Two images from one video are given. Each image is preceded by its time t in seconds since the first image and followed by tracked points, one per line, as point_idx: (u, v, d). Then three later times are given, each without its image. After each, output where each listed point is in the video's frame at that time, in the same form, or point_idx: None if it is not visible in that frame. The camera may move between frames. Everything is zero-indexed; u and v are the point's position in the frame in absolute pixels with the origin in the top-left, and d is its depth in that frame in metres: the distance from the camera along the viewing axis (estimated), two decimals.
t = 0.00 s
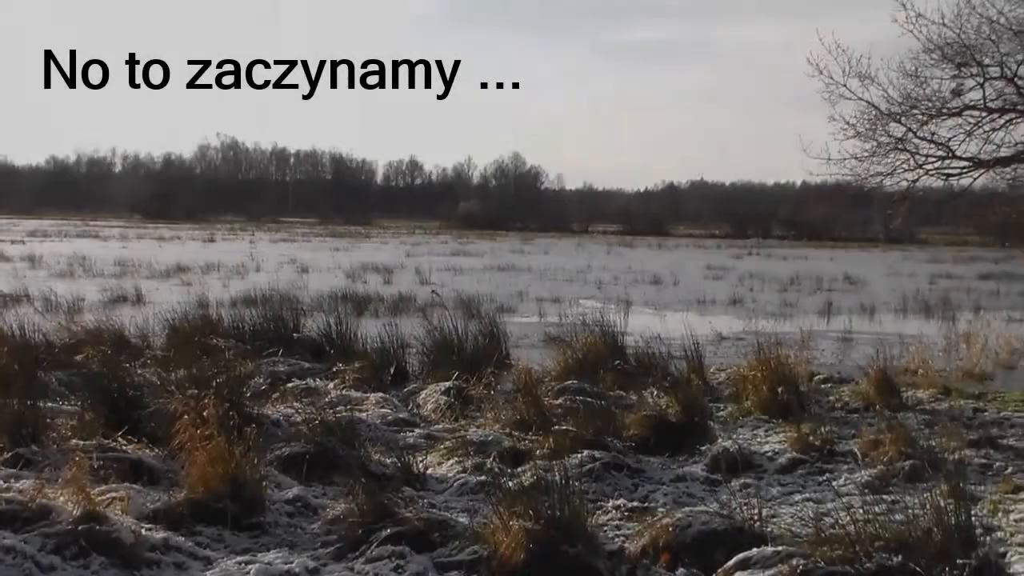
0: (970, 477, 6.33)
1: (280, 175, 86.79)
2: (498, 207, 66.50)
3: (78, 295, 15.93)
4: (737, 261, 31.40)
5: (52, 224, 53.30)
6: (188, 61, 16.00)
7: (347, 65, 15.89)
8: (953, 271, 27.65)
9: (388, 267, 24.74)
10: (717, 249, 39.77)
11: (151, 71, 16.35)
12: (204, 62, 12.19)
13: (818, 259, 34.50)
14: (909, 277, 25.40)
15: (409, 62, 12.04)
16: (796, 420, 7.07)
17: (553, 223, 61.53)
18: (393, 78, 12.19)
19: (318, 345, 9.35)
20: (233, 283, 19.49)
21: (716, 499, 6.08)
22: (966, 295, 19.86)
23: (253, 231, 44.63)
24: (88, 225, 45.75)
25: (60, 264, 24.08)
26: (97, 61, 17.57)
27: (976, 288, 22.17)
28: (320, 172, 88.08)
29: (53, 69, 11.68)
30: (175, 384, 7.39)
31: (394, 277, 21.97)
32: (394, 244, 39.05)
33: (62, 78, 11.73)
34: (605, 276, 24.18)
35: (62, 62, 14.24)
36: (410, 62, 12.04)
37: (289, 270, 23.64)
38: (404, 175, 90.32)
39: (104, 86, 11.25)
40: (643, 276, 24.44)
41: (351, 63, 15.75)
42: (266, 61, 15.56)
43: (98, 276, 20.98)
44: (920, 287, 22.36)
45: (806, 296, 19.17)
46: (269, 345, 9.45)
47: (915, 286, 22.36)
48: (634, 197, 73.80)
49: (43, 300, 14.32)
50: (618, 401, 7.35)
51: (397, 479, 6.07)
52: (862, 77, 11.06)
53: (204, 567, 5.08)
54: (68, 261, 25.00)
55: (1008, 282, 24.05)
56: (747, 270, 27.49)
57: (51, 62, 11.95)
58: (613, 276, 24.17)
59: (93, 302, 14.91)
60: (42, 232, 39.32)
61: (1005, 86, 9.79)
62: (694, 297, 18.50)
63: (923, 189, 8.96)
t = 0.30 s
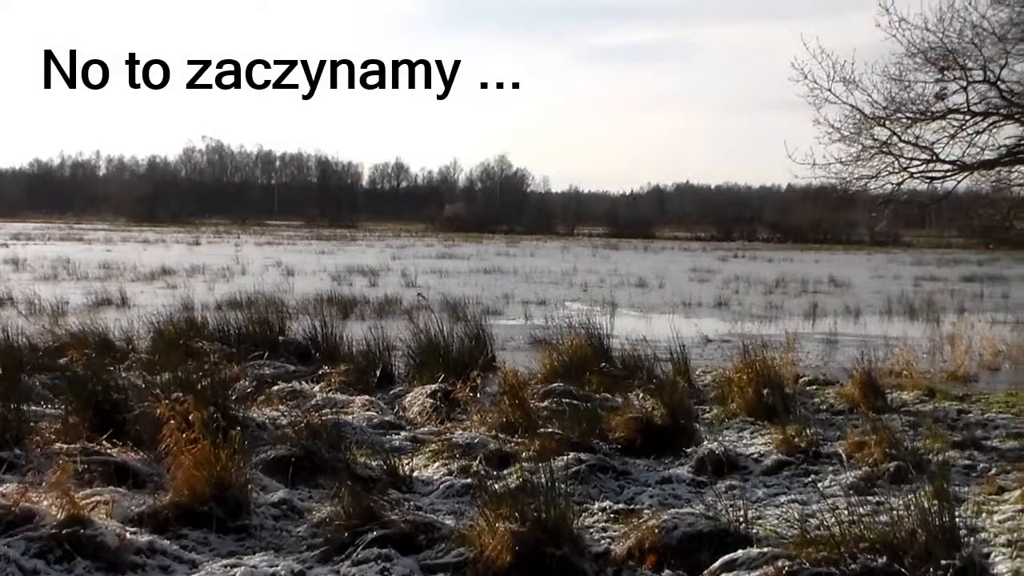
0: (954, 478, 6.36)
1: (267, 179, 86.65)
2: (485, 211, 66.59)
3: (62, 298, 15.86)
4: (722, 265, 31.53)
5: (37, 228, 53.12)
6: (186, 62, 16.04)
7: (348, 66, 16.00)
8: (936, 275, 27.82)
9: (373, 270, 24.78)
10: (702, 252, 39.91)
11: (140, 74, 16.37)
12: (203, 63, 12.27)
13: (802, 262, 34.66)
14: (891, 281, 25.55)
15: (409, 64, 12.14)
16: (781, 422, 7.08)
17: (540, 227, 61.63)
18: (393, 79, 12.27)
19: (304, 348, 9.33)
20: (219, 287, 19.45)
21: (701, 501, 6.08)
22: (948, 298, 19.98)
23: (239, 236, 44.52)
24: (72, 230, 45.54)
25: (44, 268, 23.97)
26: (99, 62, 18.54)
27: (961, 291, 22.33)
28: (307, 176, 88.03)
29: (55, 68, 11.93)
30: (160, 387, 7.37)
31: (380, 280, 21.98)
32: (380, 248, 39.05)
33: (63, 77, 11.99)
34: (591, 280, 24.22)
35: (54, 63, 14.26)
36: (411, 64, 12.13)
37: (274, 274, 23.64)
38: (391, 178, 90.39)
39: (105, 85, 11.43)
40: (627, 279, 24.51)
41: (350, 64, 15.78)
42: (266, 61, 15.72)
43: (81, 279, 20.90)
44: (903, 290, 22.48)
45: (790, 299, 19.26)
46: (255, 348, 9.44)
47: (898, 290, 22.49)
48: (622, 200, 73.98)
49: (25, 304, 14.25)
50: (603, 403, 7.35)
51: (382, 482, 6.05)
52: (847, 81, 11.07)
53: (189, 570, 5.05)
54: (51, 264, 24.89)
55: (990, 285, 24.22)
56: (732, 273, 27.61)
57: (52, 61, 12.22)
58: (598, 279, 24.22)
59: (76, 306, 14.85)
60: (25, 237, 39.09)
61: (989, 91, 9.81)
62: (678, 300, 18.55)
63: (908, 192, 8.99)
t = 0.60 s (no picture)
0: (940, 479, 6.39)
1: (253, 180, 86.49)
2: (472, 212, 66.62)
3: (47, 301, 15.82)
4: (709, 266, 31.62)
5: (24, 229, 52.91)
6: (184, 62, 16.04)
7: (348, 66, 16.06)
8: (921, 275, 27.98)
9: (360, 272, 24.77)
10: (688, 253, 40.00)
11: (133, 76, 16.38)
12: (204, 64, 12.33)
13: (788, 263, 34.78)
14: (876, 282, 25.68)
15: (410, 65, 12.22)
16: (769, 423, 7.09)
17: (528, 228, 61.67)
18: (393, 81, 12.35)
19: (291, 351, 9.33)
20: (204, 289, 19.42)
21: (690, 503, 6.08)
22: (933, 299, 20.08)
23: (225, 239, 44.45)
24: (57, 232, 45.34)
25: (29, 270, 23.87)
26: (99, 62, 18.90)
27: (945, 292, 22.47)
28: (295, 177, 87.90)
29: (56, 68, 12.26)
30: (146, 390, 7.35)
31: (367, 282, 21.98)
32: (367, 250, 39.06)
33: (64, 77, 12.32)
34: (579, 281, 24.27)
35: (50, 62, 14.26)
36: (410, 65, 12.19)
37: (260, 276, 23.60)
38: (378, 180, 90.39)
39: (105, 84, 11.71)
40: (614, 280, 24.54)
41: (351, 63, 15.86)
42: (265, 60, 15.66)
43: (66, 282, 20.82)
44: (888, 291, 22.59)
45: (776, 300, 19.32)
46: (242, 350, 9.42)
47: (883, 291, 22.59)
48: (610, 200, 74.12)
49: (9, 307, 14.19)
50: (591, 405, 7.36)
51: (370, 484, 6.04)
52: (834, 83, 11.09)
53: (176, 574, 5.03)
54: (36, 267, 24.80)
55: (975, 286, 24.36)
56: (719, 274, 27.69)
57: (53, 62, 12.53)
58: (586, 281, 24.25)
59: (60, 308, 14.80)
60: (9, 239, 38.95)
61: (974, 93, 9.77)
62: (665, 301, 18.60)
63: (895, 194, 9.01)
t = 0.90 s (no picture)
0: (922, 478, 6.44)
1: (238, 182, 86.34)
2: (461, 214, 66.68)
3: (29, 304, 15.77)
4: (695, 267, 31.70)
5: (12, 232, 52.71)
6: (185, 63, 16.11)
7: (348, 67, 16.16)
8: (905, 276, 28.11)
9: (345, 273, 24.79)
10: (674, 255, 40.04)
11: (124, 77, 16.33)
12: (207, 64, 12.52)
13: (775, 263, 34.87)
14: (861, 282, 25.80)
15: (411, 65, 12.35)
16: (752, 423, 7.11)
17: (516, 230, 61.74)
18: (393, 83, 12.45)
19: (275, 352, 9.33)
20: (188, 292, 19.41)
21: (672, 502, 6.09)
22: (917, 299, 20.19)
23: (211, 242, 44.34)
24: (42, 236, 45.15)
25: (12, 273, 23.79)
26: (101, 63, 18.49)
27: (929, 291, 22.59)
28: (282, 180, 87.86)
29: (55, 68, 12.20)
30: (129, 392, 7.34)
31: (352, 284, 21.96)
32: (352, 252, 38.99)
33: (64, 77, 12.24)
34: (566, 282, 24.32)
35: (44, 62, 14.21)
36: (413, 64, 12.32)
37: (245, 278, 23.56)
38: (363, 182, 90.48)
39: (105, 84, 11.73)
40: (600, 281, 24.58)
41: (351, 64, 15.96)
42: (265, 61, 15.63)
43: (49, 285, 20.77)
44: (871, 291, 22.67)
45: (762, 300, 19.38)
46: (225, 353, 9.42)
47: (868, 292, 22.68)
48: (599, 200, 74.25)
49: None
50: (574, 405, 7.37)
51: (354, 485, 6.05)
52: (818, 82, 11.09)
53: None
54: (19, 270, 24.69)
55: (958, 286, 24.53)
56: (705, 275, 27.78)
57: (53, 62, 12.47)
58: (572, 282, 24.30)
59: (42, 312, 14.77)
60: None
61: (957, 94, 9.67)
62: (651, 302, 18.62)
63: (879, 194, 9.03)
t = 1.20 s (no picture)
0: (902, 476, 6.48)
1: (218, 183, 86.11)
2: (444, 214, 66.73)
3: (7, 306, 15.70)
4: (676, 266, 31.83)
5: None
6: (187, 63, 16.07)
7: (348, 66, 16.07)
8: (885, 275, 28.26)
9: (327, 274, 24.77)
10: (654, 254, 40.14)
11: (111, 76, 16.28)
12: (209, 65, 12.55)
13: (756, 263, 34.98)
14: (841, 281, 25.92)
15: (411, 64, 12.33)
16: (734, 422, 7.13)
17: (496, 230, 61.82)
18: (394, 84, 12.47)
19: (256, 354, 9.33)
20: (168, 294, 19.36)
21: (654, 502, 6.10)
22: (898, 297, 20.30)
23: (192, 243, 44.18)
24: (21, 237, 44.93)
25: None
26: (100, 61, 18.37)
27: (909, 290, 22.73)
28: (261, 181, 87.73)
29: (55, 68, 12.23)
30: (109, 395, 7.31)
31: (334, 285, 21.95)
32: (334, 252, 38.90)
33: (64, 78, 12.30)
34: (548, 282, 24.36)
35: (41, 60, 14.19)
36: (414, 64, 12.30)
37: (227, 279, 23.53)
38: (343, 183, 90.37)
39: (105, 84, 11.68)
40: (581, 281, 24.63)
41: (351, 64, 15.93)
42: (266, 60, 15.64)
43: (27, 287, 20.67)
44: (852, 289, 22.80)
45: (742, 299, 19.45)
46: (207, 354, 9.41)
47: (849, 290, 22.79)
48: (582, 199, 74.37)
49: None
50: (557, 406, 7.38)
51: (335, 487, 6.04)
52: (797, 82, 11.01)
53: None
54: None
55: (937, 285, 24.69)
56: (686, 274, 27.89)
57: (53, 62, 12.49)
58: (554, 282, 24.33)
59: (21, 315, 14.71)
60: None
61: (936, 92, 9.53)
62: (633, 301, 18.65)
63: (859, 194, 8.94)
